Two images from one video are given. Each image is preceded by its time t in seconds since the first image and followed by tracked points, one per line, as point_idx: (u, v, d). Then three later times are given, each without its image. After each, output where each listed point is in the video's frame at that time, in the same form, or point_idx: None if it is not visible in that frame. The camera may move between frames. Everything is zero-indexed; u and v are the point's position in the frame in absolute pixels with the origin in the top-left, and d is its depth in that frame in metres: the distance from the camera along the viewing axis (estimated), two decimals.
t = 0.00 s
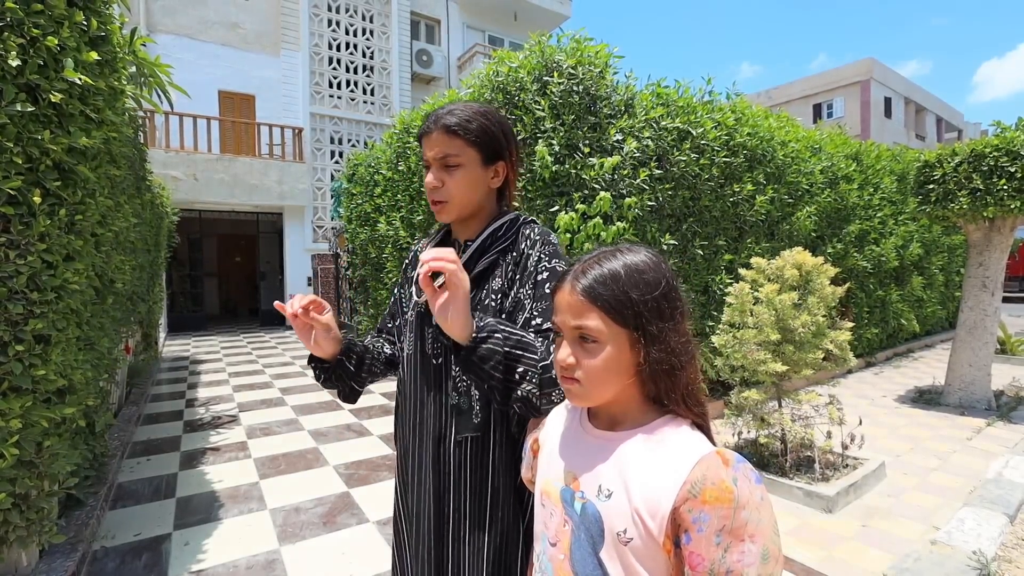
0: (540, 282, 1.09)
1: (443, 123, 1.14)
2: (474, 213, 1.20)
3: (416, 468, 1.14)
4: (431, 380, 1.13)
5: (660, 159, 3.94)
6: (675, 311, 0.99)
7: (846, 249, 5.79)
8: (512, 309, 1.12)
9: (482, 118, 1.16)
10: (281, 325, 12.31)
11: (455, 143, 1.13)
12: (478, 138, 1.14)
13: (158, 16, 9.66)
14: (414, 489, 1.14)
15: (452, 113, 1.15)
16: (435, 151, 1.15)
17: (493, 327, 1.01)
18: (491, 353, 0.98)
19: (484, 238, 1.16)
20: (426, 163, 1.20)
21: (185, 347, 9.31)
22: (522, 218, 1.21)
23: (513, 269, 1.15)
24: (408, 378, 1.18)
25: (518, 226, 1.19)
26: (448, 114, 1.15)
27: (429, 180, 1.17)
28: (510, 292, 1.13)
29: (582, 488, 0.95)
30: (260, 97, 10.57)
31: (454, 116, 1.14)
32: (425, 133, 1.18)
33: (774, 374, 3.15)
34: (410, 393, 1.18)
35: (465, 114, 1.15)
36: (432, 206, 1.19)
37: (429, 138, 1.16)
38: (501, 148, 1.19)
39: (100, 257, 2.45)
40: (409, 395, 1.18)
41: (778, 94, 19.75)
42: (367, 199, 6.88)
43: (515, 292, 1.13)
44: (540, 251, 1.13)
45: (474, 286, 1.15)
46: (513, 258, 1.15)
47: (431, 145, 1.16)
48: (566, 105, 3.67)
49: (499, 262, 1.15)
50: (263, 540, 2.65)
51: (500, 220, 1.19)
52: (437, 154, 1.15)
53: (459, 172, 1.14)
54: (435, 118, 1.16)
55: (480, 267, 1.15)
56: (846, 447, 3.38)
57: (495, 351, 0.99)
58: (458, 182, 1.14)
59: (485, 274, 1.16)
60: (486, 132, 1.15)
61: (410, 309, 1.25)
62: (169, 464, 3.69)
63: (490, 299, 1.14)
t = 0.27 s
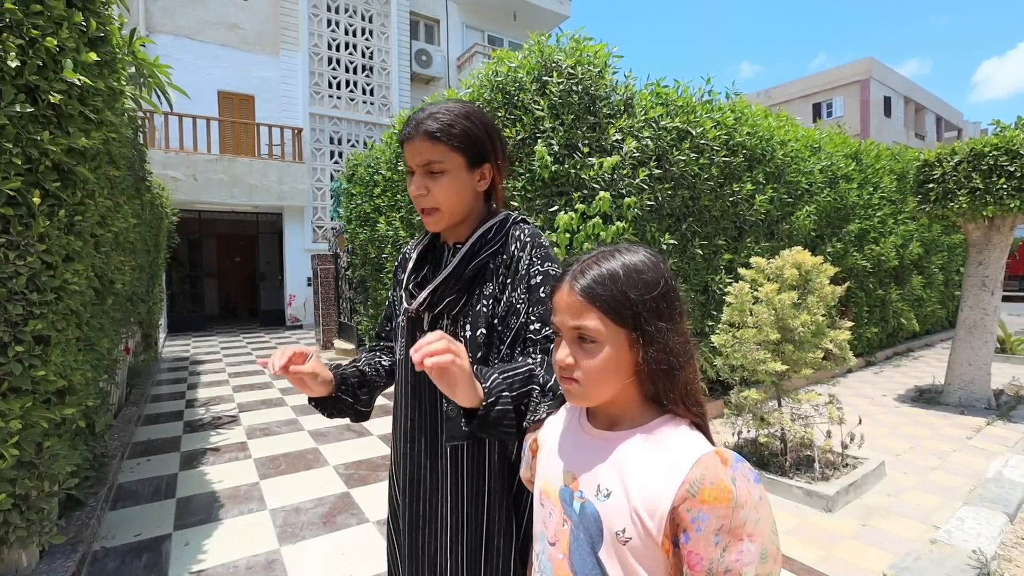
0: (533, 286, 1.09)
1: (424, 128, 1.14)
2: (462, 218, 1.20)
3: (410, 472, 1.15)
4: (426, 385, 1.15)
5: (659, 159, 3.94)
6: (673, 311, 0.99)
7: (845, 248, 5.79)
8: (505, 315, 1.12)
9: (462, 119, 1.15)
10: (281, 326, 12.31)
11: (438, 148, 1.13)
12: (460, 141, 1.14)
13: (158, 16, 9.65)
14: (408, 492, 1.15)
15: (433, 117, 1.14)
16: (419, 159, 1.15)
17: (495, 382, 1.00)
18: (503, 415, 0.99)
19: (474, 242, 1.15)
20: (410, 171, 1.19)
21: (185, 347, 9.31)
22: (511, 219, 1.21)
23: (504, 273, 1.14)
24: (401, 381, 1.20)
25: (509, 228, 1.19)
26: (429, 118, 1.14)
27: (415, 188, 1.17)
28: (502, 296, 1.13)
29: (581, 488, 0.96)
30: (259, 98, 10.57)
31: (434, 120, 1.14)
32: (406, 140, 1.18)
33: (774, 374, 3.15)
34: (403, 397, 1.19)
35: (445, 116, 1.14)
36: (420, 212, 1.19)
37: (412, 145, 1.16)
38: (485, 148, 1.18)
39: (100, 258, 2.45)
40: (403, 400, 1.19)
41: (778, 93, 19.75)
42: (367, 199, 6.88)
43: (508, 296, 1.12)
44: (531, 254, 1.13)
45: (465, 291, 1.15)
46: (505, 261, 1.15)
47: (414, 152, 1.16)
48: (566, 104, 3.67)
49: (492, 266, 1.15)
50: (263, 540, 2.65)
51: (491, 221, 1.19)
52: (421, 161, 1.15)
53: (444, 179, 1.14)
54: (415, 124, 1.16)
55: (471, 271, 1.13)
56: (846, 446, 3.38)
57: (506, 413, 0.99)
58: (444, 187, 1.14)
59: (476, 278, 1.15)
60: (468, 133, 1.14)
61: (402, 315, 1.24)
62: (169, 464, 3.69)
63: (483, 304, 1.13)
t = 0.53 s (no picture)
0: (530, 288, 1.10)
1: (424, 120, 1.14)
2: (457, 214, 1.20)
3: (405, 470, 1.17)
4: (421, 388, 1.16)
5: (658, 159, 3.94)
6: (672, 311, 0.99)
7: (845, 249, 5.79)
8: (501, 316, 1.12)
9: (461, 113, 1.16)
10: (281, 326, 12.31)
11: (439, 140, 1.13)
12: (459, 135, 1.15)
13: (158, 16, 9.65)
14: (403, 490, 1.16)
15: (433, 109, 1.15)
16: (419, 150, 1.14)
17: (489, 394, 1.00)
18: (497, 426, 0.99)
19: (468, 242, 1.15)
20: (406, 163, 1.19)
21: (184, 347, 9.31)
22: (505, 219, 1.22)
23: (500, 274, 1.15)
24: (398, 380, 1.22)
25: (504, 229, 1.19)
26: (430, 110, 1.14)
27: (412, 180, 1.16)
28: (499, 297, 1.13)
29: (579, 488, 0.96)
30: (259, 97, 10.57)
31: (434, 113, 1.14)
32: (404, 132, 1.18)
33: (773, 374, 3.15)
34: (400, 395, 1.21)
35: (444, 110, 1.15)
36: (415, 205, 1.18)
37: (410, 136, 1.16)
38: (482, 144, 1.19)
39: (99, 257, 2.45)
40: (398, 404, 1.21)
41: (778, 93, 19.76)
42: (367, 199, 6.88)
43: (505, 297, 1.13)
44: (526, 256, 1.14)
45: (461, 291, 1.14)
46: (501, 262, 1.15)
47: (413, 144, 1.15)
48: (566, 105, 3.67)
49: (488, 266, 1.15)
50: (262, 540, 2.65)
51: (485, 221, 1.19)
52: (421, 152, 1.15)
53: (444, 171, 1.15)
54: (415, 116, 1.16)
55: (467, 272, 1.13)
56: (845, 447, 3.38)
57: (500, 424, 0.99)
58: (443, 180, 1.14)
59: (472, 279, 1.15)
60: (467, 128, 1.16)
61: (396, 316, 1.23)
62: (168, 464, 3.69)
63: (479, 305, 1.13)
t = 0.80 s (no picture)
0: (527, 285, 1.12)
1: (437, 111, 1.17)
2: (458, 206, 1.21)
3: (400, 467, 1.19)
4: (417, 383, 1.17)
5: (658, 159, 3.94)
6: (671, 314, 0.99)
7: (844, 249, 5.80)
8: (499, 310, 1.13)
9: (471, 112, 1.21)
10: (281, 325, 12.31)
11: (451, 129, 1.16)
12: (469, 128, 1.18)
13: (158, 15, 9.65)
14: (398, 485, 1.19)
15: (445, 104, 1.18)
16: (429, 137, 1.15)
17: (468, 351, 1.02)
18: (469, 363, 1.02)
19: (468, 234, 1.17)
20: (414, 151, 1.19)
21: (184, 346, 9.31)
22: (502, 220, 1.24)
23: (498, 269, 1.16)
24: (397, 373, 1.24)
25: (502, 228, 1.22)
26: (442, 105, 1.18)
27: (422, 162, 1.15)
28: (497, 292, 1.14)
29: (576, 490, 0.96)
30: (259, 97, 10.57)
31: (447, 106, 1.18)
32: (415, 122, 1.19)
33: (771, 375, 3.16)
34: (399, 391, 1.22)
35: (455, 107, 1.19)
36: (418, 190, 1.16)
37: (423, 124, 1.17)
38: (487, 145, 1.23)
39: (98, 257, 2.45)
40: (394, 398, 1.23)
41: (778, 94, 19.77)
42: (367, 199, 6.88)
43: (503, 293, 1.14)
44: (523, 255, 1.16)
45: (460, 281, 1.14)
46: (498, 258, 1.17)
47: (424, 130, 1.16)
48: (565, 105, 3.67)
49: (486, 261, 1.16)
50: (260, 540, 2.65)
51: (484, 219, 1.21)
52: (431, 139, 1.15)
53: (453, 160, 1.15)
54: (427, 106, 1.18)
55: (465, 263, 1.14)
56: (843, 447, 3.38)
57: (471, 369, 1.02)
58: (453, 167, 1.15)
59: (470, 271, 1.15)
60: (477, 125, 1.20)
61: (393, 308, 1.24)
62: (166, 464, 3.69)
63: (477, 296, 1.14)
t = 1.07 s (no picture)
0: (527, 283, 1.13)
1: (449, 115, 1.17)
2: (460, 209, 1.21)
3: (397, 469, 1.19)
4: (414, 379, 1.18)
5: (658, 160, 3.94)
6: (671, 316, 0.99)
7: (844, 250, 5.80)
8: (500, 305, 1.13)
9: (482, 119, 1.21)
10: (281, 325, 12.31)
11: (461, 133, 1.16)
12: (479, 135, 1.18)
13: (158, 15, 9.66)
14: (395, 487, 1.19)
15: (456, 109, 1.19)
16: (437, 139, 1.15)
17: (472, 334, 1.03)
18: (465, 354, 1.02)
19: (469, 232, 1.18)
20: (422, 152, 1.19)
21: (184, 346, 9.31)
22: (503, 222, 1.25)
23: (498, 266, 1.17)
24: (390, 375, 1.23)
25: (503, 228, 1.22)
26: (453, 109, 1.18)
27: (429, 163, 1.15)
28: (497, 288, 1.14)
29: (574, 492, 0.96)
30: (259, 97, 10.57)
31: (459, 111, 1.18)
32: (426, 124, 1.19)
33: (770, 375, 3.15)
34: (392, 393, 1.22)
35: (468, 112, 1.20)
36: (423, 190, 1.16)
37: (432, 126, 1.17)
38: (494, 152, 1.24)
39: (97, 256, 2.45)
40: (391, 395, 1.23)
41: (778, 95, 19.78)
42: (366, 199, 6.89)
43: (502, 290, 1.14)
44: (523, 255, 1.17)
45: (462, 277, 1.15)
46: (499, 256, 1.17)
47: (433, 133, 1.16)
48: (565, 105, 3.68)
49: (487, 259, 1.17)
50: (259, 539, 2.65)
51: (485, 220, 1.22)
52: (439, 141, 1.15)
53: (459, 163, 1.15)
54: (440, 110, 1.19)
55: (466, 259, 1.15)
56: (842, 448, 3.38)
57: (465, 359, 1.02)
58: (458, 171, 1.15)
59: (471, 267, 1.16)
60: (486, 133, 1.20)
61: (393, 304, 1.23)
62: (166, 463, 3.69)
63: (479, 290, 1.14)
